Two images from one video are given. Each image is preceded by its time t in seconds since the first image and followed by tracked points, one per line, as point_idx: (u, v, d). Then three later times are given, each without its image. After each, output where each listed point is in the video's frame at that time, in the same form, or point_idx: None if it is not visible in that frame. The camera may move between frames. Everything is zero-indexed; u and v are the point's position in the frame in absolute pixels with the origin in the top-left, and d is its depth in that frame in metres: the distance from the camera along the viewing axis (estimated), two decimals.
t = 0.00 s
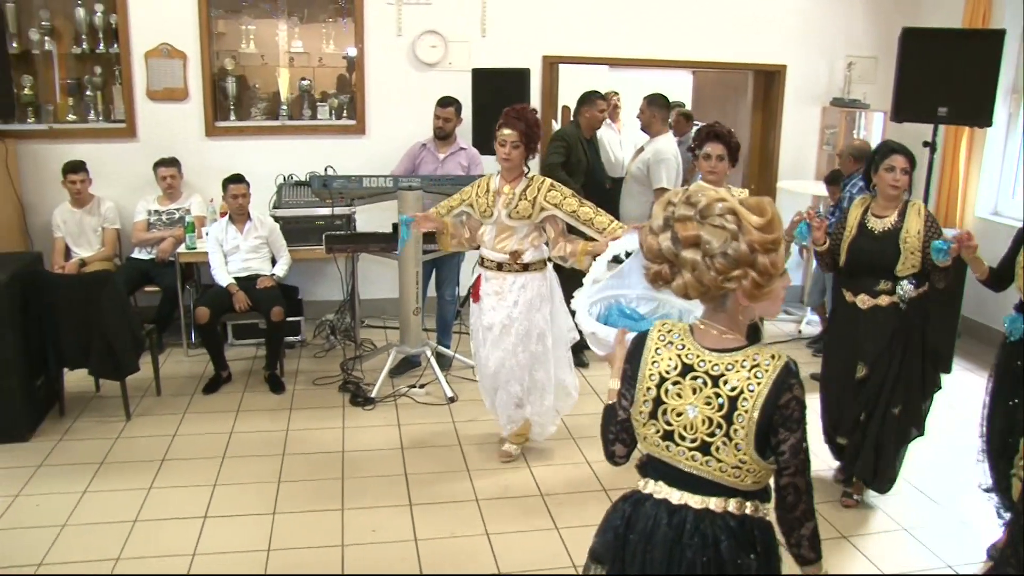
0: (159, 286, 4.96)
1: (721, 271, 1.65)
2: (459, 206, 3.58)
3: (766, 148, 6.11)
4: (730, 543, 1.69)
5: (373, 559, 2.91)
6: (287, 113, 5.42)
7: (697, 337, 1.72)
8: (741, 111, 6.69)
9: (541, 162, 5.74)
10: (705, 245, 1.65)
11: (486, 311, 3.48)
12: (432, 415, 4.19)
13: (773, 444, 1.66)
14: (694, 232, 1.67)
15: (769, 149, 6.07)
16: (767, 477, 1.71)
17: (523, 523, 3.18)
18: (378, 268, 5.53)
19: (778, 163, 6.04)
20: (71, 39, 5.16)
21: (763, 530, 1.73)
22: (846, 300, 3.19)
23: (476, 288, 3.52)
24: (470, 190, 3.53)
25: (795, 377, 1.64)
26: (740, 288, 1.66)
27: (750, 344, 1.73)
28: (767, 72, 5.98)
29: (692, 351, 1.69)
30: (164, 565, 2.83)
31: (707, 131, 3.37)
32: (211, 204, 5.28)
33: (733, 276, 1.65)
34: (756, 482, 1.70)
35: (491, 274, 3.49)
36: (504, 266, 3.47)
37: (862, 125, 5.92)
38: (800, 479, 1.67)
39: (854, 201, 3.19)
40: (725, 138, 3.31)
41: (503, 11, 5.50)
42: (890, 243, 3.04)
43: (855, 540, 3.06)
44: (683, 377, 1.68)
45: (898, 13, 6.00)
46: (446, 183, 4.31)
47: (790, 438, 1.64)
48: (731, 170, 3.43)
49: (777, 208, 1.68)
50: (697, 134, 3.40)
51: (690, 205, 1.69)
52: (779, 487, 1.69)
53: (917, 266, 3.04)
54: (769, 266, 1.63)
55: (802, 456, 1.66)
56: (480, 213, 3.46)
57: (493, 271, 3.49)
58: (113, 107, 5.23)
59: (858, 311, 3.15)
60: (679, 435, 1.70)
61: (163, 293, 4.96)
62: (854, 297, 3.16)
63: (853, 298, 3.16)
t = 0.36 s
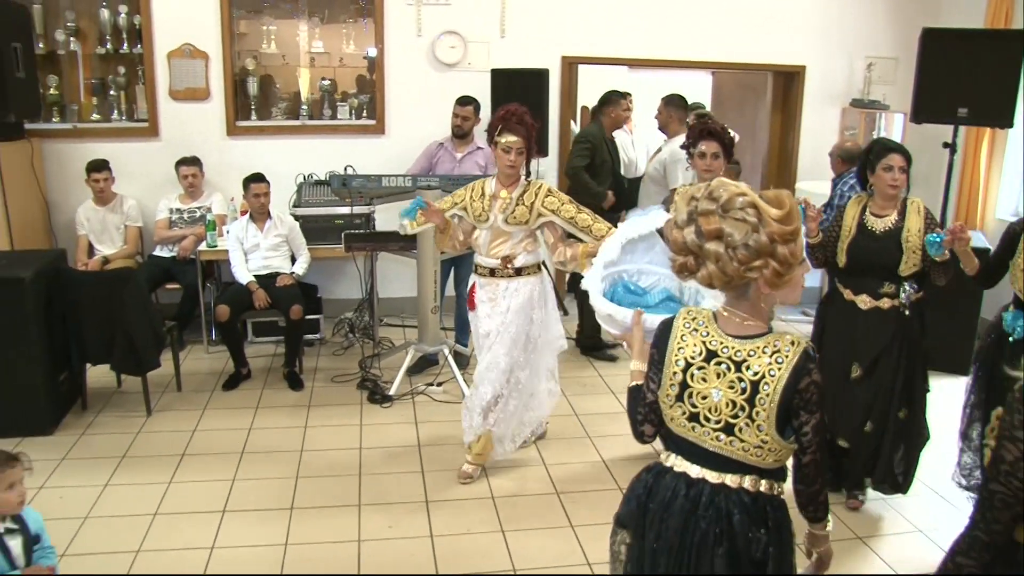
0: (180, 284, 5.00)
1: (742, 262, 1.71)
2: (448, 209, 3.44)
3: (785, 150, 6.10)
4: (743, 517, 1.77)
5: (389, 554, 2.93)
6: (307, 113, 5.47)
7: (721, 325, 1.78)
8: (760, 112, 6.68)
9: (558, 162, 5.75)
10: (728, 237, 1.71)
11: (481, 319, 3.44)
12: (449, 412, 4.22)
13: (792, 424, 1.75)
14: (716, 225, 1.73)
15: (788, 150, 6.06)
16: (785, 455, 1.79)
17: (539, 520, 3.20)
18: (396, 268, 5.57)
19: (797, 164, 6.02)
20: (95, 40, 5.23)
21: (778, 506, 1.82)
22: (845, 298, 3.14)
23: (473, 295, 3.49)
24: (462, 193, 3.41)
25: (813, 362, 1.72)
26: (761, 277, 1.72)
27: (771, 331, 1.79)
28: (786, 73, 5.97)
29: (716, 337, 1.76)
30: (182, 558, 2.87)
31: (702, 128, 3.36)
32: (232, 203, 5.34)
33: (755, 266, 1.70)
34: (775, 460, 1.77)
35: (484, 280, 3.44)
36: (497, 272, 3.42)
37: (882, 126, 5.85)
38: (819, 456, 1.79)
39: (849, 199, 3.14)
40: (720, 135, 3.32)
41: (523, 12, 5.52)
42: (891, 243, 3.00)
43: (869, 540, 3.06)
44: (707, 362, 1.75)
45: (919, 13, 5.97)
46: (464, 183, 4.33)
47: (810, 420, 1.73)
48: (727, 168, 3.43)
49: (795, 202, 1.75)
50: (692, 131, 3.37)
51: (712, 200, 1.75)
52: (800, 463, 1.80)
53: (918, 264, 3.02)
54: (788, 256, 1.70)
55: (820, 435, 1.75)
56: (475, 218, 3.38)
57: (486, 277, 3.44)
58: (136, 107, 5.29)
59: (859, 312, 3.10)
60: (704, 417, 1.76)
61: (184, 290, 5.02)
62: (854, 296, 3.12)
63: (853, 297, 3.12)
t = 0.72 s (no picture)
0: (197, 282, 5.03)
1: (761, 249, 1.72)
2: (434, 210, 3.40)
3: (801, 151, 6.09)
4: (759, 497, 1.77)
5: (402, 552, 2.95)
6: (324, 113, 5.50)
7: (740, 311, 1.79)
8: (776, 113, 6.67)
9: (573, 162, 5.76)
10: (749, 225, 1.73)
11: (470, 326, 3.38)
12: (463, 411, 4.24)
13: (808, 406, 1.74)
14: (738, 213, 1.74)
15: (803, 151, 6.06)
16: (802, 437, 1.78)
17: (551, 519, 3.22)
18: (411, 267, 5.60)
19: (812, 165, 6.01)
20: (116, 40, 5.28)
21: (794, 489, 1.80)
22: (839, 305, 3.04)
23: (457, 302, 3.42)
24: (446, 196, 3.38)
25: (828, 344, 1.71)
26: (778, 264, 1.73)
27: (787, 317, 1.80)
28: (802, 73, 5.96)
29: (735, 322, 1.77)
30: (199, 552, 2.91)
31: (705, 131, 3.36)
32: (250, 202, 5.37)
33: (773, 252, 1.72)
34: (792, 441, 1.77)
35: (474, 285, 3.40)
36: (488, 276, 3.38)
37: (898, 127, 5.81)
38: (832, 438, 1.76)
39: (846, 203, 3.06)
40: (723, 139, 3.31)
41: (539, 12, 5.53)
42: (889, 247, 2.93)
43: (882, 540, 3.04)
44: (726, 346, 1.77)
45: (937, 14, 5.95)
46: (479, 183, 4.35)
47: (822, 401, 1.72)
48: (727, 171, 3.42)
49: (812, 193, 1.76)
50: (694, 134, 3.38)
51: (734, 190, 1.77)
52: (813, 445, 1.77)
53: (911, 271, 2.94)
54: (804, 243, 1.71)
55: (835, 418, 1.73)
56: (462, 221, 3.33)
57: (475, 282, 3.39)
58: (155, 107, 5.35)
59: (853, 319, 3.00)
60: (724, 399, 1.78)
61: (201, 289, 5.06)
62: (847, 303, 3.02)
63: (845, 304, 3.03)
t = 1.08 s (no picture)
0: (206, 281, 5.05)
1: (788, 241, 1.74)
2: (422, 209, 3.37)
3: (809, 151, 6.09)
4: (782, 484, 1.80)
5: (409, 551, 2.96)
6: (333, 113, 5.51)
7: (760, 304, 1.82)
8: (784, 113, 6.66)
9: (581, 163, 5.76)
10: (777, 217, 1.75)
11: (475, 323, 3.39)
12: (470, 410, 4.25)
13: (828, 396, 1.78)
14: (767, 206, 1.77)
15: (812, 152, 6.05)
16: (823, 426, 1.81)
17: (559, 517, 3.23)
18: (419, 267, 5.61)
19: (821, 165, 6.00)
20: (126, 40, 5.31)
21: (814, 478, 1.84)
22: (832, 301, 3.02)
23: (457, 303, 3.40)
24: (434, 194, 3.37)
25: (847, 334, 1.75)
26: (802, 256, 1.75)
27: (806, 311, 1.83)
28: (811, 74, 5.95)
29: (755, 314, 1.80)
30: (204, 550, 2.91)
31: (695, 129, 3.37)
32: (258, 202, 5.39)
33: (799, 244, 1.74)
34: (813, 430, 1.80)
35: (473, 284, 3.40)
36: (489, 272, 3.41)
37: (909, 128, 5.84)
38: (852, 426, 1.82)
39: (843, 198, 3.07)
40: (715, 138, 3.32)
41: (547, 12, 5.54)
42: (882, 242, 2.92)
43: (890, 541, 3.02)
44: (748, 337, 1.79)
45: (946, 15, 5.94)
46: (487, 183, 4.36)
47: (844, 390, 1.77)
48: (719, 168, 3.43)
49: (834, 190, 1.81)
50: (686, 133, 3.40)
51: (762, 184, 1.80)
52: (835, 433, 1.83)
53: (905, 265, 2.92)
54: (829, 236, 1.74)
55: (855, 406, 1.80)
56: (457, 219, 3.35)
57: (478, 279, 3.40)
58: (164, 106, 5.37)
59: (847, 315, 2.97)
60: (746, 390, 1.80)
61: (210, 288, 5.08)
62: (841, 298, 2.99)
63: (839, 299, 2.99)
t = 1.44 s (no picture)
0: (206, 281, 5.06)
1: (798, 241, 1.73)
2: (412, 215, 3.37)
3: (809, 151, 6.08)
4: (783, 484, 1.81)
5: (409, 551, 2.96)
6: (332, 113, 5.51)
7: (766, 307, 1.81)
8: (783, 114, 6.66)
9: (581, 163, 5.76)
10: (789, 218, 1.74)
11: (464, 316, 3.44)
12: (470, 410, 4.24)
13: (834, 398, 1.79)
14: (780, 206, 1.75)
15: (812, 152, 6.05)
16: (829, 428, 1.82)
17: (558, 517, 3.22)
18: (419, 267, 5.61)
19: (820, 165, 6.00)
20: (125, 40, 5.31)
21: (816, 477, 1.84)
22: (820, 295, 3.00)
23: (444, 297, 3.44)
24: (423, 199, 3.36)
25: (853, 338, 1.75)
26: (810, 258, 1.75)
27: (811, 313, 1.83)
28: (811, 74, 5.95)
29: (762, 318, 1.79)
30: (205, 550, 2.91)
31: (670, 126, 3.40)
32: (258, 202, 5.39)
33: (809, 246, 1.73)
34: (818, 432, 1.80)
35: (463, 277, 3.44)
36: (480, 268, 3.46)
37: (909, 128, 5.86)
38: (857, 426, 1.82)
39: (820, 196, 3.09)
40: (689, 135, 3.35)
41: (547, 12, 5.54)
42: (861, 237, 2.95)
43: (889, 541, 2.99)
44: (754, 341, 1.79)
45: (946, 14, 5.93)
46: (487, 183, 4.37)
47: (849, 392, 1.77)
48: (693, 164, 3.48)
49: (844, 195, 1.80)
50: (661, 130, 3.40)
51: (775, 184, 1.78)
52: (840, 433, 1.83)
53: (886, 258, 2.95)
54: (837, 240, 1.74)
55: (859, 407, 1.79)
56: (449, 222, 3.37)
57: (467, 274, 3.45)
58: (164, 106, 5.37)
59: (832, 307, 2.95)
60: (752, 392, 1.81)
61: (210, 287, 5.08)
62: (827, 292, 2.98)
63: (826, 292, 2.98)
